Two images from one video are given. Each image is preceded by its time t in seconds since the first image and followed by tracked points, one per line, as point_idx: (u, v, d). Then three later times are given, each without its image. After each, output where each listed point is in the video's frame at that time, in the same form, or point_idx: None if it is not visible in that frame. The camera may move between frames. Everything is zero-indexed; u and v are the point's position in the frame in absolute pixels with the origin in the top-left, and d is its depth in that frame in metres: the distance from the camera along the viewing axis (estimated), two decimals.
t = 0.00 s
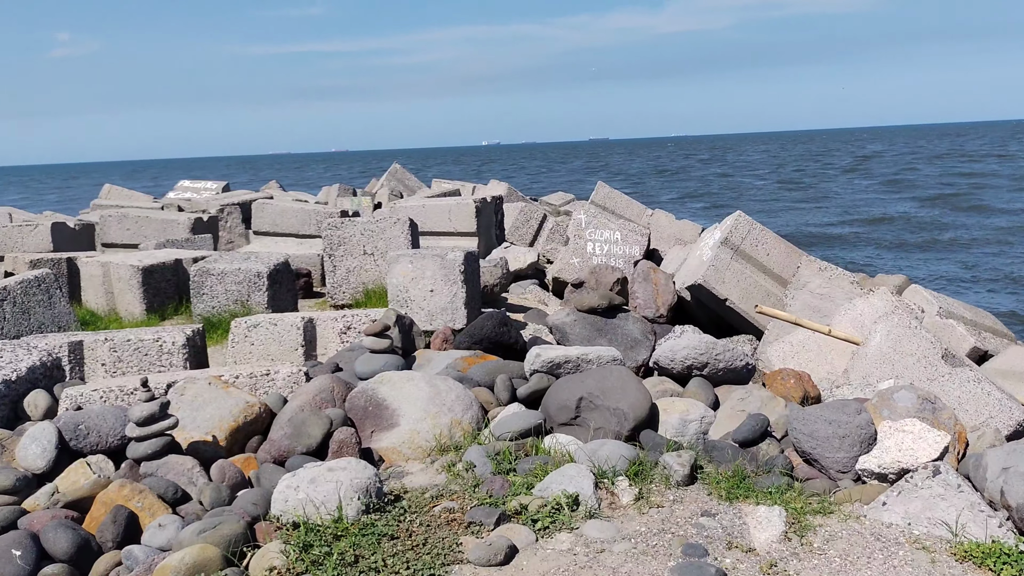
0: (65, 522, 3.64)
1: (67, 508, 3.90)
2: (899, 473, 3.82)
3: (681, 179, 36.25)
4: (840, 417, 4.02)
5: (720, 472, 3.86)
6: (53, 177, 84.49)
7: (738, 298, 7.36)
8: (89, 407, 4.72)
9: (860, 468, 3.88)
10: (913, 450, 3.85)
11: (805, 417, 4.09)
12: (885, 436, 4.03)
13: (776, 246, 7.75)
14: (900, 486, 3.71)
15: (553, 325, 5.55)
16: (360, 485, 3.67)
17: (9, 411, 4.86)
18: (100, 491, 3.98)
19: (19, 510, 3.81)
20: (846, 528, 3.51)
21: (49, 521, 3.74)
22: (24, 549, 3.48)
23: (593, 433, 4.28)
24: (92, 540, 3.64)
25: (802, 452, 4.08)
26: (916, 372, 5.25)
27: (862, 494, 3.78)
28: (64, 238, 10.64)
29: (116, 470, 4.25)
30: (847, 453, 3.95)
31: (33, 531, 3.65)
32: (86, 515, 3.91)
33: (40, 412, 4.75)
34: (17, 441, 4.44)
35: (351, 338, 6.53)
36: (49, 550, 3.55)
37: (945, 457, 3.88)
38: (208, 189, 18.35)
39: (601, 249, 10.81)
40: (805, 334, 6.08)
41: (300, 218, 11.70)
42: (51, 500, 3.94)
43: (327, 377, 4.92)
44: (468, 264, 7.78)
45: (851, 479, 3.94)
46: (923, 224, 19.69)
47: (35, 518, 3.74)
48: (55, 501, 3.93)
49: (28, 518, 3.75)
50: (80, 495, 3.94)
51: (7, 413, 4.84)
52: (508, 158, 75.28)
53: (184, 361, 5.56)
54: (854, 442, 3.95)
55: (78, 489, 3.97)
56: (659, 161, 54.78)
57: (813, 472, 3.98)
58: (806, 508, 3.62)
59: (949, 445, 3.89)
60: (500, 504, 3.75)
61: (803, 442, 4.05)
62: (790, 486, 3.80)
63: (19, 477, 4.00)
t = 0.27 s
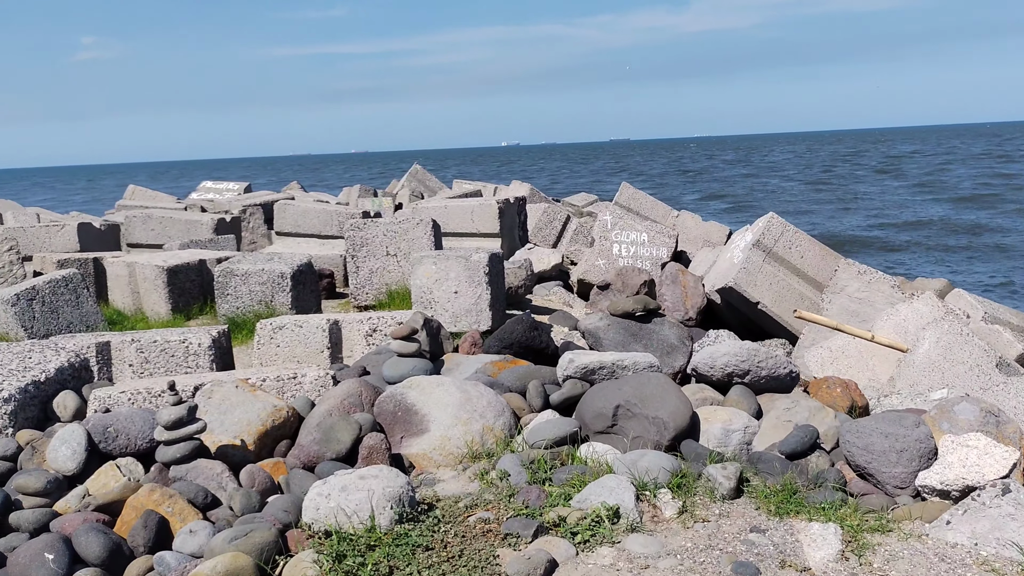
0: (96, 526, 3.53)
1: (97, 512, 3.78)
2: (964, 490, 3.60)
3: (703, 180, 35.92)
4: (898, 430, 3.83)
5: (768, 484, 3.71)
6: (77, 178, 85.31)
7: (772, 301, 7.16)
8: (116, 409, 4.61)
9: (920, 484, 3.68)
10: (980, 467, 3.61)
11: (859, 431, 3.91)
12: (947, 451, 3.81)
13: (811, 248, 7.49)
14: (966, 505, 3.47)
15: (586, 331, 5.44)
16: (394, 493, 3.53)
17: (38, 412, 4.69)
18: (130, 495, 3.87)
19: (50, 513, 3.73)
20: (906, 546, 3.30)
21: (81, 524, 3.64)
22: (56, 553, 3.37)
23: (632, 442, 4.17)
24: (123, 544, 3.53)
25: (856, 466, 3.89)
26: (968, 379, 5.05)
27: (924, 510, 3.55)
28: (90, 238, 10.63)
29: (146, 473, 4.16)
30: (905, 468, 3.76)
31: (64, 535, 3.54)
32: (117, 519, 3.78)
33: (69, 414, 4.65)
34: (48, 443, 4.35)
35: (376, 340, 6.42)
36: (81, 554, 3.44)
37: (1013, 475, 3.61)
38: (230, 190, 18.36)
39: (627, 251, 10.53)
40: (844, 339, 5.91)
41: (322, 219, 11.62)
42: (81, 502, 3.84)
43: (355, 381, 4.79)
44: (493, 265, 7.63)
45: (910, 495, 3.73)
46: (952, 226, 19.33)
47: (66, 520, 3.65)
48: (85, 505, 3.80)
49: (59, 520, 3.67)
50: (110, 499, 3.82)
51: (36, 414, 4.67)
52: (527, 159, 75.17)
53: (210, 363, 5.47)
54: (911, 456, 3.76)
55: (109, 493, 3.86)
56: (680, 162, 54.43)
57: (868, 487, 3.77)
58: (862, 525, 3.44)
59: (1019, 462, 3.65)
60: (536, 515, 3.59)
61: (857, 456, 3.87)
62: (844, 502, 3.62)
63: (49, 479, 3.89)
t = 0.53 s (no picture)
0: (125, 528, 3.45)
1: (125, 514, 3.67)
2: None
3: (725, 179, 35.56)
4: (957, 443, 3.63)
5: (815, 497, 3.57)
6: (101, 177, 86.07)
7: (807, 303, 6.99)
8: (142, 410, 4.51)
9: (983, 499, 3.47)
10: None
11: (914, 442, 3.73)
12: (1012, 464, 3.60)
13: (846, 248, 7.28)
14: None
15: (618, 334, 5.36)
16: (427, 501, 3.41)
17: (65, 410, 4.60)
18: (158, 497, 3.77)
19: (78, 513, 3.62)
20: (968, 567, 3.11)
21: (109, 526, 3.55)
22: (85, 555, 3.28)
23: (671, 450, 4.08)
24: (151, 547, 3.44)
25: (912, 479, 3.71)
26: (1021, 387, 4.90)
27: (987, 527, 3.35)
28: (115, 236, 10.60)
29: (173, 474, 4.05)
30: (965, 482, 3.56)
31: (92, 536, 3.45)
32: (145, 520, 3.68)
33: (96, 413, 4.57)
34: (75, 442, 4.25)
35: (403, 342, 6.30)
36: (110, 556, 3.35)
37: None
38: (251, 188, 18.33)
39: (654, 251, 10.34)
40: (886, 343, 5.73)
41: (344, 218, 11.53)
42: (109, 503, 3.75)
43: (382, 383, 4.65)
44: (517, 266, 7.48)
45: (971, 510, 3.54)
46: (983, 225, 18.95)
47: (93, 522, 3.56)
48: (113, 505, 3.70)
49: (87, 521, 3.58)
50: (137, 501, 3.72)
51: (63, 413, 4.58)
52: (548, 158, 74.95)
53: (235, 363, 5.38)
54: (970, 470, 3.57)
55: (136, 494, 3.76)
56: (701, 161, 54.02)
57: (925, 502, 3.61)
58: (920, 541, 3.27)
59: None
60: (570, 524, 3.47)
61: (913, 469, 3.69)
62: (900, 517, 3.44)
63: (77, 480, 3.79)
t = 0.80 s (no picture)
0: (151, 528, 3.36)
1: (150, 515, 3.57)
2: None
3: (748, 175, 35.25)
4: (1015, 452, 3.44)
5: (863, 507, 3.45)
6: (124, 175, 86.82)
7: (841, 304, 6.76)
8: (167, 409, 4.43)
9: None
10: None
11: (969, 452, 3.56)
12: None
13: (882, 249, 7.06)
14: None
15: (651, 336, 5.33)
16: (459, 505, 3.29)
17: (90, 408, 4.53)
18: (184, 498, 3.66)
19: (104, 513, 3.52)
20: None
21: (135, 527, 3.45)
22: (111, 556, 3.20)
23: (709, 456, 4.00)
24: (178, 548, 3.33)
25: (965, 489, 3.57)
26: None
27: None
28: (139, 233, 10.57)
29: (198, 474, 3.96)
30: None
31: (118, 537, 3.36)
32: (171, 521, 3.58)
33: (121, 411, 4.49)
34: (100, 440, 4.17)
35: (427, 340, 6.16)
36: (136, 557, 3.26)
37: None
38: (273, 186, 18.32)
39: (681, 248, 10.18)
40: (927, 344, 5.56)
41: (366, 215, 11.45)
42: (135, 503, 3.66)
43: (408, 383, 4.53)
44: (540, 263, 7.33)
45: None
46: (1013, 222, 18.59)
47: (120, 523, 3.46)
48: (139, 506, 3.61)
49: (113, 521, 3.49)
50: (163, 501, 3.61)
51: (88, 411, 4.51)
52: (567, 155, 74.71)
53: (260, 362, 5.31)
54: None
55: (162, 495, 3.65)
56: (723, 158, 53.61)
57: (980, 513, 3.46)
58: (975, 555, 3.12)
59: None
60: (607, 531, 3.32)
61: (967, 479, 3.54)
62: (954, 529, 3.31)
63: (102, 479, 3.71)
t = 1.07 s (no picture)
0: (177, 526, 3.29)
1: (176, 513, 3.49)
2: None
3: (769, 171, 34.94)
4: None
5: (907, 515, 3.35)
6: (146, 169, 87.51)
7: (874, 302, 6.63)
8: (193, 405, 4.37)
9: None
10: None
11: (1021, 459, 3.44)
12: None
13: (916, 246, 6.88)
14: None
15: (680, 336, 5.32)
16: (489, 508, 3.19)
17: (115, 403, 4.48)
18: (210, 496, 3.59)
19: (130, 510, 3.48)
20: None
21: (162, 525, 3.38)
22: (137, 554, 3.13)
23: (745, 460, 3.95)
24: (204, 548, 3.27)
25: (1016, 497, 3.43)
26: None
27: None
28: (163, 228, 10.55)
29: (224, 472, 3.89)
30: None
31: (144, 535, 3.29)
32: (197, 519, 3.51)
33: (146, 406, 4.44)
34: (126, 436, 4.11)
35: (450, 338, 6.07)
36: (163, 556, 3.20)
37: None
38: (294, 181, 18.32)
39: (705, 245, 9.98)
40: (965, 344, 5.42)
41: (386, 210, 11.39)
42: (161, 500, 3.59)
43: (432, 381, 4.44)
44: (563, 259, 7.21)
45: None
46: None
47: (145, 520, 3.39)
48: (164, 503, 3.53)
49: (139, 519, 3.41)
50: (189, 499, 3.53)
51: (114, 406, 4.45)
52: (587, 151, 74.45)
53: (283, 358, 5.25)
54: None
55: (188, 492, 3.58)
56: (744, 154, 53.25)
57: None
58: None
59: None
60: (643, 538, 3.20)
61: (1019, 486, 3.40)
62: (1006, 538, 3.19)
63: (128, 476, 3.65)
